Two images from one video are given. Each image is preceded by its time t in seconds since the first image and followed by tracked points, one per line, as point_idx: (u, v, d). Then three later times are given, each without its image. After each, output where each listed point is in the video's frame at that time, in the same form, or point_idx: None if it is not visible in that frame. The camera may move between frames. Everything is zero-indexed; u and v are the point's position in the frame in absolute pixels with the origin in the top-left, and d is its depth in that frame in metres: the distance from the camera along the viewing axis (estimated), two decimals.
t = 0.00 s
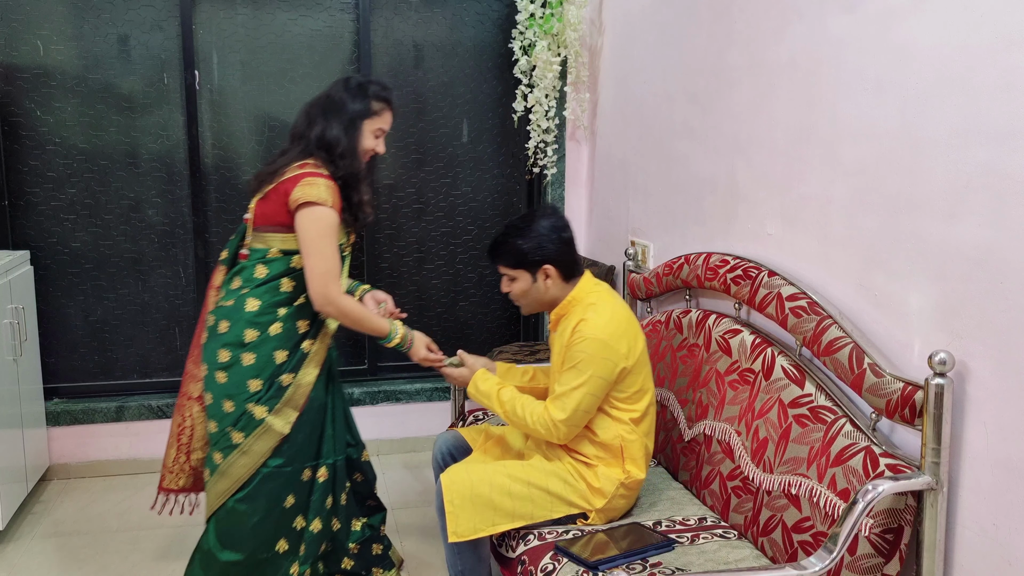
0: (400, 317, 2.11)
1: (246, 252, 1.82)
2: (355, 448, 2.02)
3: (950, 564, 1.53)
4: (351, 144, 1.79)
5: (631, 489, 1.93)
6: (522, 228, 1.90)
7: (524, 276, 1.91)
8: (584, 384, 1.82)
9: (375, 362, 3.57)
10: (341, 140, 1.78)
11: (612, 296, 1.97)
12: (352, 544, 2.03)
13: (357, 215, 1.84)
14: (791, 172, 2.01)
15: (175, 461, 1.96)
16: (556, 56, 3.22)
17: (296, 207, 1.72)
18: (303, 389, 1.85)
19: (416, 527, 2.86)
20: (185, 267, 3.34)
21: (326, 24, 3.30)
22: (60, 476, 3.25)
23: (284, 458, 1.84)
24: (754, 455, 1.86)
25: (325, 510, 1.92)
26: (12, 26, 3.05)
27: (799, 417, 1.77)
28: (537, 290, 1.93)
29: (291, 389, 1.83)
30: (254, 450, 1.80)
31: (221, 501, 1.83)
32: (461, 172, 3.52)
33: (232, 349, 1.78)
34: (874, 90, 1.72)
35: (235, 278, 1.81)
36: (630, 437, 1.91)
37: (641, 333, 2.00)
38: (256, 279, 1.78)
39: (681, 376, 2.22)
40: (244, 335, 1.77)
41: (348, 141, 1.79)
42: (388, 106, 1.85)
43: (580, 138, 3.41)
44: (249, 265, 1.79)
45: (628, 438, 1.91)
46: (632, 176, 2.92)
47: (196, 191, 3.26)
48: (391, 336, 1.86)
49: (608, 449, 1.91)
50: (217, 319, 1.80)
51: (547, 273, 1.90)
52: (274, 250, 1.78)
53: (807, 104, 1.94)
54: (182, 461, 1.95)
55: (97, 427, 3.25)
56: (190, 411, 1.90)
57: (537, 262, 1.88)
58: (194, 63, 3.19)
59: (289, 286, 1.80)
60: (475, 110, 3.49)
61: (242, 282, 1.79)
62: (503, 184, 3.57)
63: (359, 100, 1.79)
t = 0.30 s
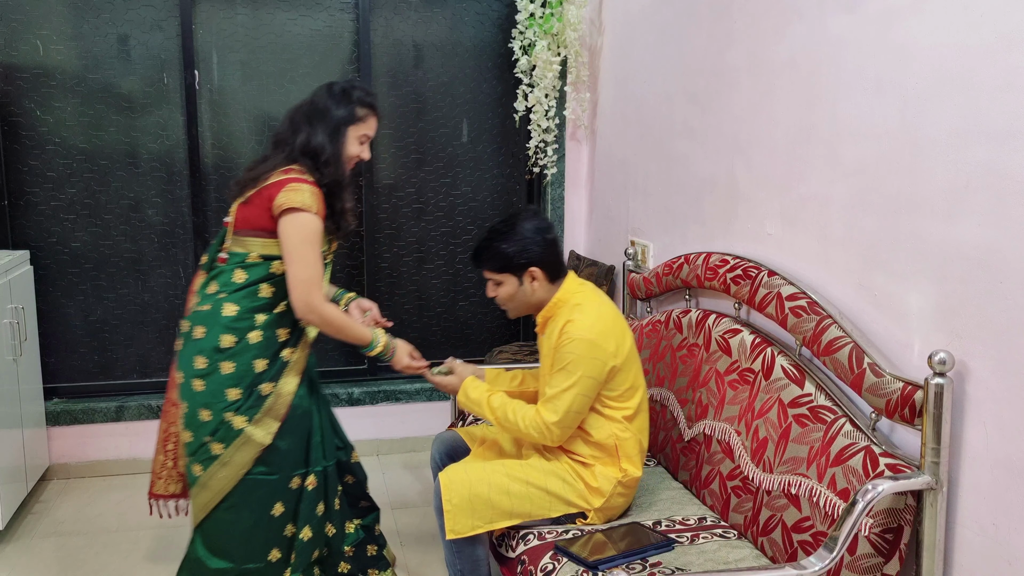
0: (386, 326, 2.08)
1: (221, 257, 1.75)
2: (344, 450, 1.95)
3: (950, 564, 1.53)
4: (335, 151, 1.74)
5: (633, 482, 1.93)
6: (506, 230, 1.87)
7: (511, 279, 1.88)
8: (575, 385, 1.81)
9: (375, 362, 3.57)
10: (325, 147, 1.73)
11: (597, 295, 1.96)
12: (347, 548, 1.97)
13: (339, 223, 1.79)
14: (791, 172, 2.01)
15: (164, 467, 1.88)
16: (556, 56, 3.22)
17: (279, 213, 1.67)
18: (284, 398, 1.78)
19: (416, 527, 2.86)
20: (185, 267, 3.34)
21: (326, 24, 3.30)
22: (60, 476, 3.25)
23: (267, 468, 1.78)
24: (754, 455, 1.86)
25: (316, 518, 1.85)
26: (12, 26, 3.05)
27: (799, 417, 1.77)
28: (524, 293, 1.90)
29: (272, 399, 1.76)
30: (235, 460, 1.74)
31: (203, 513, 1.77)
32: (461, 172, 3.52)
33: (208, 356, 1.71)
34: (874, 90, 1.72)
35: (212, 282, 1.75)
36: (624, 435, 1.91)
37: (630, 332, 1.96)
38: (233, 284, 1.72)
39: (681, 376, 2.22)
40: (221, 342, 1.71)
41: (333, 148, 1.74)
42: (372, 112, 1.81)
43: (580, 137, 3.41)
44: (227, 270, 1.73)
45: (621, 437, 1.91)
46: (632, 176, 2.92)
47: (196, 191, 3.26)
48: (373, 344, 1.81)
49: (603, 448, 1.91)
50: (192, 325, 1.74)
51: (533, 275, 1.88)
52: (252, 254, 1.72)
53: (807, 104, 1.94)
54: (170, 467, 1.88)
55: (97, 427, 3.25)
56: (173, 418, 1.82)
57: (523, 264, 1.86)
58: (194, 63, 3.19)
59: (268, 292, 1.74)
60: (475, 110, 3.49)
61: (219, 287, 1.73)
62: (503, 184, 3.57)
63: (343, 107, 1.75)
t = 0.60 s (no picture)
0: (376, 333, 2.04)
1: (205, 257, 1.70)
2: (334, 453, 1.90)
3: (950, 564, 1.53)
4: (325, 156, 1.70)
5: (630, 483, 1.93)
6: (493, 234, 1.86)
7: (500, 283, 1.88)
8: (566, 386, 1.81)
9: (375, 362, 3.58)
10: (315, 152, 1.69)
11: (585, 294, 1.95)
12: (344, 548, 1.92)
13: (327, 230, 1.74)
14: (791, 172, 2.01)
15: (153, 469, 1.80)
16: (556, 56, 3.22)
17: (268, 217, 1.63)
18: (268, 404, 1.72)
19: (416, 527, 2.86)
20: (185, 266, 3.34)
21: (326, 24, 3.30)
22: (60, 476, 3.25)
23: (251, 475, 1.72)
24: (754, 455, 1.86)
25: (311, 522, 1.81)
26: (12, 26, 3.05)
27: (799, 417, 1.77)
28: (514, 295, 1.90)
29: (255, 404, 1.70)
30: (217, 467, 1.68)
31: (187, 519, 1.72)
32: (461, 172, 3.52)
33: (190, 359, 1.65)
34: (874, 90, 1.72)
35: (194, 284, 1.69)
36: (618, 433, 1.91)
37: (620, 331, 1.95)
38: (216, 286, 1.66)
39: (681, 375, 2.22)
40: (202, 345, 1.64)
41: (322, 153, 1.69)
42: (363, 117, 1.77)
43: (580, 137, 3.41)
44: (210, 272, 1.68)
45: (615, 435, 1.91)
46: (632, 176, 2.92)
47: (196, 190, 3.25)
48: (361, 350, 1.76)
49: (598, 448, 1.91)
50: (173, 327, 1.68)
51: (522, 277, 1.88)
52: (237, 255, 1.67)
53: (806, 104, 1.94)
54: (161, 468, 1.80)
55: (97, 427, 3.25)
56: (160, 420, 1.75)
57: (513, 267, 1.85)
58: (194, 63, 3.19)
59: (253, 295, 1.68)
60: (475, 110, 3.49)
61: (201, 288, 1.67)
62: (503, 183, 3.57)
63: (334, 111, 1.71)
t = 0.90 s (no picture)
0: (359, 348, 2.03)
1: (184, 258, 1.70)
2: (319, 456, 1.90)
3: (950, 564, 1.53)
4: (310, 162, 1.70)
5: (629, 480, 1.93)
6: (470, 241, 1.83)
7: (481, 291, 1.85)
8: (551, 388, 1.80)
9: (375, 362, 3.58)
10: (299, 158, 1.69)
11: (563, 295, 1.94)
12: (341, 547, 1.90)
13: (309, 238, 1.74)
14: (791, 172, 2.01)
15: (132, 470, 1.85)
16: (556, 56, 3.22)
17: (252, 221, 1.63)
18: (244, 410, 1.69)
19: (416, 527, 2.86)
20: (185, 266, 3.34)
21: (326, 24, 3.30)
22: (60, 476, 3.25)
23: (227, 481, 1.71)
24: (754, 455, 1.86)
25: (305, 524, 1.80)
26: (12, 26, 3.05)
27: (799, 417, 1.77)
28: (495, 303, 1.87)
29: (231, 410, 1.68)
30: (191, 473, 1.67)
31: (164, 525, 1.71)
32: (461, 172, 3.52)
33: (164, 362, 1.64)
34: (874, 89, 1.72)
35: (172, 285, 1.69)
36: (608, 433, 1.90)
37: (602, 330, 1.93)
38: (193, 288, 1.66)
39: (681, 375, 2.21)
40: (177, 347, 1.64)
41: (308, 160, 1.70)
42: (352, 124, 1.78)
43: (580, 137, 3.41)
44: (190, 273, 1.67)
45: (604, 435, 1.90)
46: (632, 176, 2.92)
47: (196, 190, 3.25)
48: (340, 361, 1.74)
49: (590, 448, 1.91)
50: (149, 329, 1.67)
51: (503, 284, 1.85)
52: (216, 257, 1.67)
53: (806, 103, 1.94)
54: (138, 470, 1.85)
55: (97, 427, 3.25)
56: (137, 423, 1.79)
57: (493, 274, 1.82)
58: (194, 63, 3.19)
59: (231, 298, 1.67)
60: (475, 109, 3.48)
61: (178, 290, 1.67)
62: (503, 183, 3.57)
63: (323, 118, 1.72)
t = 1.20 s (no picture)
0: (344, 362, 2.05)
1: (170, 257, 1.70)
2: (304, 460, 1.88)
3: (950, 564, 1.53)
4: (302, 166, 1.71)
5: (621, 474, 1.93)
6: (445, 251, 1.84)
7: (458, 301, 1.84)
8: (529, 392, 1.80)
9: (375, 362, 3.58)
10: (291, 161, 1.69)
11: (535, 297, 1.93)
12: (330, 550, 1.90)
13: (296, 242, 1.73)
14: (791, 172, 2.01)
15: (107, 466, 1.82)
16: (555, 56, 3.22)
17: (239, 222, 1.63)
18: (221, 412, 1.68)
19: (416, 527, 2.86)
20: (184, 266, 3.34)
21: (325, 24, 3.30)
22: (59, 476, 3.24)
23: (203, 483, 1.70)
24: (754, 455, 1.86)
25: (292, 526, 1.80)
26: (12, 26, 3.05)
27: (799, 417, 1.77)
28: (473, 312, 1.86)
29: (207, 411, 1.67)
30: (163, 474, 1.66)
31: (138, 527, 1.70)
32: (461, 172, 3.52)
33: (142, 360, 1.64)
34: (874, 90, 1.72)
35: (156, 282, 1.69)
36: (592, 430, 1.91)
37: (577, 330, 1.93)
38: (175, 287, 1.65)
39: (681, 375, 2.22)
40: (155, 345, 1.63)
41: (300, 163, 1.70)
42: (348, 130, 1.79)
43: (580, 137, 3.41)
44: (174, 271, 1.67)
45: (588, 432, 1.91)
46: (632, 176, 2.92)
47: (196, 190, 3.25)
48: (321, 367, 1.74)
49: (576, 446, 1.92)
50: (130, 325, 1.67)
51: (480, 292, 1.84)
52: (200, 257, 1.66)
53: (806, 103, 1.94)
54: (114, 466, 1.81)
55: (97, 427, 3.25)
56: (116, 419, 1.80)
57: (470, 284, 1.82)
58: (194, 63, 3.19)
59: (213, 299, 1.66)
60: (475, 109, 3.48)
61: (161, 287, 1.67)
62: (503, 183, 3.57)
63: (318, 122, 1.72)
